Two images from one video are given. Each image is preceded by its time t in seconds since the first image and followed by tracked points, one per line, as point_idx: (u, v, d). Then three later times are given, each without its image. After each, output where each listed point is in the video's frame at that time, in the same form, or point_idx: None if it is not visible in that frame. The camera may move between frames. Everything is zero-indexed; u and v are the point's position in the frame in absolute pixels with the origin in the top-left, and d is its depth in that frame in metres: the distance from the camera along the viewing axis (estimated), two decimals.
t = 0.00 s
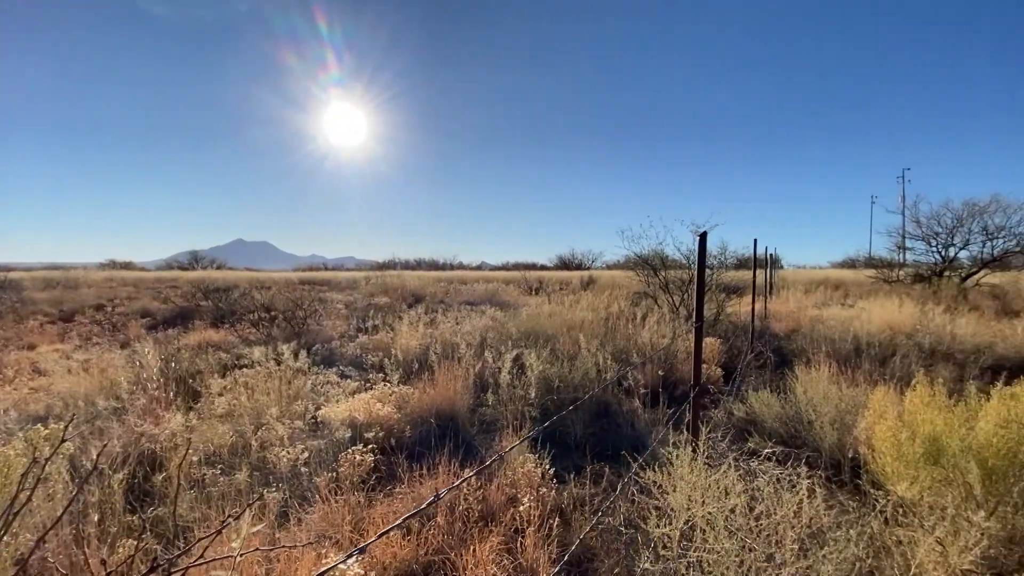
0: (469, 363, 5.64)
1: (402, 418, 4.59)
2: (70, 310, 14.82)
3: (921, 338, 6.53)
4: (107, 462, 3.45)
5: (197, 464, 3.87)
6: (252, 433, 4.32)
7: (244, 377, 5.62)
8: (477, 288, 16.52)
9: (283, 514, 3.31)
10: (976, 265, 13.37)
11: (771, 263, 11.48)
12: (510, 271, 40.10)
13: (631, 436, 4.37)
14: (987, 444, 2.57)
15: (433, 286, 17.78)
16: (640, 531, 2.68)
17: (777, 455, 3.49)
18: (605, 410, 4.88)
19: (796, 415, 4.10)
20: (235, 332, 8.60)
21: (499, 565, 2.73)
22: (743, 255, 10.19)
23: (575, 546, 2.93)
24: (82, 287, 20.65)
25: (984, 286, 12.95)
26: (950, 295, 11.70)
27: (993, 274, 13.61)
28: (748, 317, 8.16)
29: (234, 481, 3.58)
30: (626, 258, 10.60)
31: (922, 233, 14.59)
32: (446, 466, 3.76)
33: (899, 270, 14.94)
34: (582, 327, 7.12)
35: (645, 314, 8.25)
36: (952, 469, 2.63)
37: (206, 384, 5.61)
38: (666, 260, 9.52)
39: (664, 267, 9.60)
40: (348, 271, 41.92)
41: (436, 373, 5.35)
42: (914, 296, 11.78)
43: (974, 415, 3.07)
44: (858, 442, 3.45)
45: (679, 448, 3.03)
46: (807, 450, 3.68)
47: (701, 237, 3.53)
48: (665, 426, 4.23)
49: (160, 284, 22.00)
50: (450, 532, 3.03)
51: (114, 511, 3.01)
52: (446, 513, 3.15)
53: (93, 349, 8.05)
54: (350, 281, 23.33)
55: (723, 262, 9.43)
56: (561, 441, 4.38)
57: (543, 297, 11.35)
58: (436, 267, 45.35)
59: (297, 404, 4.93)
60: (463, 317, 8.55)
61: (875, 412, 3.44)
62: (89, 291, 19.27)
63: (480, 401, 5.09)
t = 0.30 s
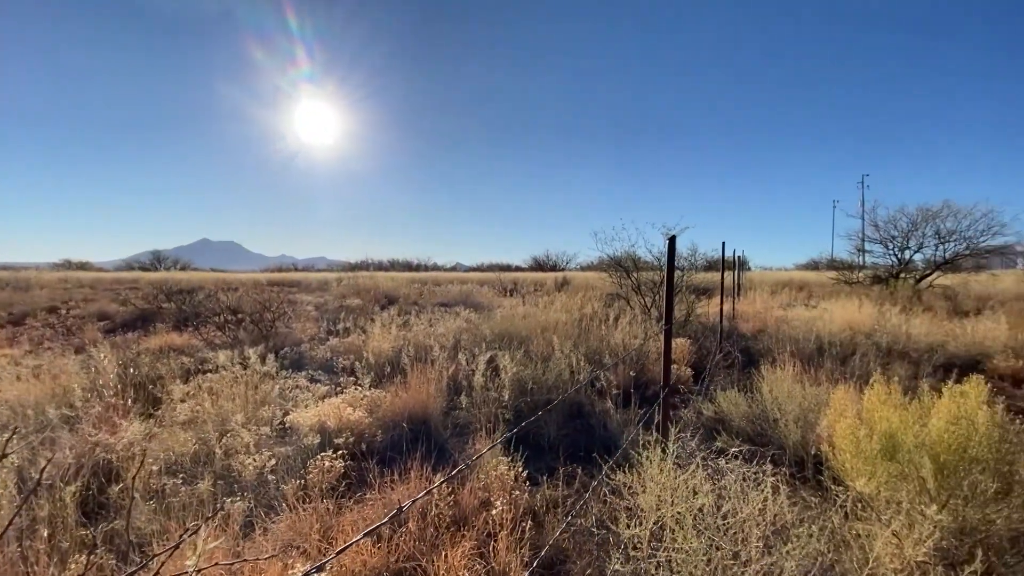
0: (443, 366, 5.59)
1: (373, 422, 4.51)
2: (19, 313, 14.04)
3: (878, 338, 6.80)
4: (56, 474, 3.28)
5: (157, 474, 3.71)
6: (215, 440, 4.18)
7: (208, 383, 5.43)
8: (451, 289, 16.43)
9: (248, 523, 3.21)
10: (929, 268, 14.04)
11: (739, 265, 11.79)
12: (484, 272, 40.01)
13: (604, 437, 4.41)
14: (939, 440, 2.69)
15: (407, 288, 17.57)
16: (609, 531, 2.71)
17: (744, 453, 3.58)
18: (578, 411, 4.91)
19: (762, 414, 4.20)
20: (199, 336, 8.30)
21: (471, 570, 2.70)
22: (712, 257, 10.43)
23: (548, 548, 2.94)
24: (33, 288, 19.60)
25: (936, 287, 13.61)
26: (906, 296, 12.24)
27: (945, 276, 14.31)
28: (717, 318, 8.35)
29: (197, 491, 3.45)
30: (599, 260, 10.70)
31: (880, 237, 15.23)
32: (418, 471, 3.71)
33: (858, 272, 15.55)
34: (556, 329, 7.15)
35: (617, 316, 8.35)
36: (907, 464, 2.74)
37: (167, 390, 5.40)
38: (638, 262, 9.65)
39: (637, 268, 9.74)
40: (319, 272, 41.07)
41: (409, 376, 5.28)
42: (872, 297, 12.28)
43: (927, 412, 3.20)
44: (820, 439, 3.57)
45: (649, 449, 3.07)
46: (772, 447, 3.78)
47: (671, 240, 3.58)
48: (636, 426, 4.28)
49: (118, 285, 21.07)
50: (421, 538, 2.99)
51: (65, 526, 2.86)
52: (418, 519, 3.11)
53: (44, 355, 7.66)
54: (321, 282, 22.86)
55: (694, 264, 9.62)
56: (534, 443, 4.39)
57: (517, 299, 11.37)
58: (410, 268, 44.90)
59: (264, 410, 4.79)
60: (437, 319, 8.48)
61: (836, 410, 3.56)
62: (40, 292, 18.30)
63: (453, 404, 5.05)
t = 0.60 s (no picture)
0: (413, 369, 5.52)
1: (341, 427, 4.41)
2: None
3: (838, 337, 7.07)
4: None
5: (110, 486, 3.53)
6: (173, 449, 4.00)
7: (167, 389, 5.21)
8: (424, 290, 16.26)
9: (208, 536, 3.08)
10: (884, 269, 14.69)
11: (706, 266, 12.08)
12: (458, 273, 39.85)
13: (575, 438, 4.43)
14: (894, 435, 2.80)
15: (378, 289, 17.34)
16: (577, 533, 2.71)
17: (711, 451, 3.66)
18: (550, 413, 4.93)
19: (729, 412, 4.30)
20: (157, 340, 7.96)
21: None
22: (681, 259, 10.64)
23: (518, 552, 2.92)
24: None
25: (891, 288, 14.26)
26: (863, 296, 12.79)
27: (898, 277, 15.02)
28: (685, 318, 8.52)
29: (153, 503, 3.30)
30: (571, 261, 10.78)
31: (839, 239, 15.88)
32: (387, 476, 3.64)
33: (819, 273, 16.14)
34: (528, 330, 7.16)
35: (589, 317, 8.43)
36: (864, 459, 2.84)
37: (121, 398, 5.15)
38: (609, 264, 9.77)
39: (608, 269, 9.85)
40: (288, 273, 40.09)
41: (379, 379, 5.19)
42: (832, 297, 12.76)
43: (882, 408, 3.34)
44: (783, 436, 3.67)
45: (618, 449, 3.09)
46: (738, 445, 3.87)
47: (638, 243, 3.62)
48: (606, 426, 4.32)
49: (69, 286, 20.03)
50: (390, 545, 2.92)
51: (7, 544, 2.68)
52: (386, 526, 3.05)
53: None
54: (288, 283, 22.30)
55: (663, 266, 9.80)
56: (506, 446, 4.37)
57: (490, 300, 11.35)
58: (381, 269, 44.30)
59: (226, 417, 4.62)
60: (408, 320, 8.38)
61: (797, 408, 3.67)
62: None
63: (424, 407, 4.99)
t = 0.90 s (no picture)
0: (381, 371, 5.43)
1: (305, 432, 4.30)
2: None
3: (798, 335, 7.31)
4: None
5: (54, 498, 3.33)
6: (124, 457, 3.81)
7: (119, 395, 4.97)
8: (394, 291, 16.04)
9: (160, 549, 2.94)
10: (841, 270, 15.32)
11: (674, 267, 12.34)
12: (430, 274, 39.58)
13: (544, 437, 4.44)
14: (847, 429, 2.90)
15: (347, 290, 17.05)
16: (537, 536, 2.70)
17: (675, 448, 3.72)
18: (520, 414, 4.93)
19: (693, 409, 4.39)
20: (110, 344, 7.60)
21: None
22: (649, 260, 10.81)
23: (485, 554, 2.90)
24: None
25: (848, 288, 14.87)
26: (822, 296, 13.30)
27: (854, 277, 15.68)
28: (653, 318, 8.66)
29: (101, 515, 3.12)
30: (542, 262, 10.83)
31: (799, 241, 16.49)
32: (352, 481, 3.56)
33: (781, 273, 16.70)
34: (499, 330, 7.15)
35: (560, 317, 8.48)
36: (819, 454, 2.93)
37: (69, 405, 4.88)
38: (579, 264, 9.86)
39: (578, 270, 9.94)
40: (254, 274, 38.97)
41: (345, 382, 5.09)
42: (793, 297, 13.21)
43: (837, 404, 3.46)
44: (744, 431, 3.76)
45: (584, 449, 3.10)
46: (702, 442, 3.95)
47: (603, 243, 3.64)
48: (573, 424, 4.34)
49: (13, 288, 18.94)
50: (353, 552, 2.85)
51: None
52: (350, 533, 2.97)
53: None
54: (253, 284, 21.66)
55: (632, 266, 9.95)
56: (474, 447, 4.34)
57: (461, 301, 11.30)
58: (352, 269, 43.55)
59: (183, 423, 4.43)
60: (377, 322, 8.25)
61: (758, 405, 3.77)
62: None
63: (392, 410, 4.91)
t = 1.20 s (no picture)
0: (346, 372, 5.32)
1: (265, 436, 4.16)
2: None
3: (760, 333, 7.52)
4: None
5: None
6: (69, 466, 3.61)
7: (64, 402, 4.71)
8: (363, 291, 15.76)
9: (105, 562, 2.79)
10: (803, 269, 15.86)
11: (643, 267, 12.54)
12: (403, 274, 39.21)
13: (510, 437, 4.42)
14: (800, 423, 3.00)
15: (314, 290, 16.69)
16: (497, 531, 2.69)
17: (639, 445, 3.76)
18: (487, 414, 4.91)
19: (658, 406, 4.45)
20: (58, 349, 7.21)
21: None
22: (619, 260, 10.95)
23: (446, 556, 2.85)
24: None
25: (808, 287, 15.41)
26: (784, 295, 13.73)
27: (815, 277, 16.26)
28: (622, 317, 8.77)
29: (40, 527, 2.94)
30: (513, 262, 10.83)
31: (763, 242, 16.99)
32: (312, 486, 3.46)
33: (746, 273, 17.18)
34: (468, 331, 7.11)
35: (530, 317, 8.50)
36: (774, 447, 3.02)
37: (9, 413, 4.59)
38: (549, 264, 9.90)
39: (548, 270, 9.97)
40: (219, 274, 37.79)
41: (308, 384, 4.96)
42: (757, 296, 13.59)
43: (792, 398, 3.56)
44: (704, 426, 3.84)
45: (546, 447, 3.10)
46: (665, 438, 4.01)
47: (564, 242, 3.64)
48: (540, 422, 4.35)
49: None
50: (311, 557, 2.77)
51: None
52: (308, 538, 2.88)
53: None
54: (216, 285, 20.99)
55: (602, 266, 10.05)
56: (441, 449, 4.30)
57: (432, 301, 11.21)
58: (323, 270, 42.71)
59: (134, 429, 4.24)
60: (344, 323, 8.10)
61: (718, 401, 3.85)
62: None
63: (357, 412, 4.81)
